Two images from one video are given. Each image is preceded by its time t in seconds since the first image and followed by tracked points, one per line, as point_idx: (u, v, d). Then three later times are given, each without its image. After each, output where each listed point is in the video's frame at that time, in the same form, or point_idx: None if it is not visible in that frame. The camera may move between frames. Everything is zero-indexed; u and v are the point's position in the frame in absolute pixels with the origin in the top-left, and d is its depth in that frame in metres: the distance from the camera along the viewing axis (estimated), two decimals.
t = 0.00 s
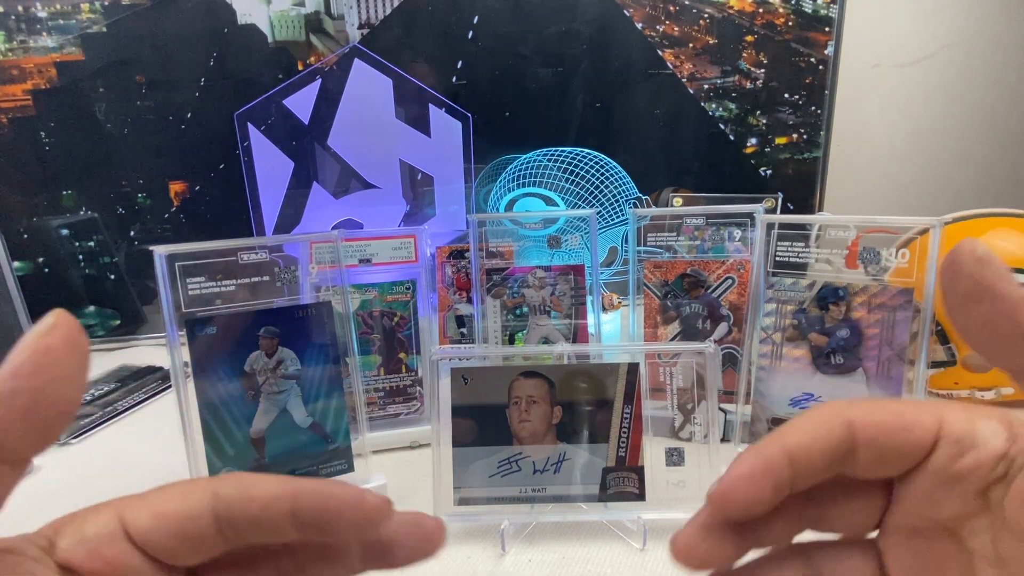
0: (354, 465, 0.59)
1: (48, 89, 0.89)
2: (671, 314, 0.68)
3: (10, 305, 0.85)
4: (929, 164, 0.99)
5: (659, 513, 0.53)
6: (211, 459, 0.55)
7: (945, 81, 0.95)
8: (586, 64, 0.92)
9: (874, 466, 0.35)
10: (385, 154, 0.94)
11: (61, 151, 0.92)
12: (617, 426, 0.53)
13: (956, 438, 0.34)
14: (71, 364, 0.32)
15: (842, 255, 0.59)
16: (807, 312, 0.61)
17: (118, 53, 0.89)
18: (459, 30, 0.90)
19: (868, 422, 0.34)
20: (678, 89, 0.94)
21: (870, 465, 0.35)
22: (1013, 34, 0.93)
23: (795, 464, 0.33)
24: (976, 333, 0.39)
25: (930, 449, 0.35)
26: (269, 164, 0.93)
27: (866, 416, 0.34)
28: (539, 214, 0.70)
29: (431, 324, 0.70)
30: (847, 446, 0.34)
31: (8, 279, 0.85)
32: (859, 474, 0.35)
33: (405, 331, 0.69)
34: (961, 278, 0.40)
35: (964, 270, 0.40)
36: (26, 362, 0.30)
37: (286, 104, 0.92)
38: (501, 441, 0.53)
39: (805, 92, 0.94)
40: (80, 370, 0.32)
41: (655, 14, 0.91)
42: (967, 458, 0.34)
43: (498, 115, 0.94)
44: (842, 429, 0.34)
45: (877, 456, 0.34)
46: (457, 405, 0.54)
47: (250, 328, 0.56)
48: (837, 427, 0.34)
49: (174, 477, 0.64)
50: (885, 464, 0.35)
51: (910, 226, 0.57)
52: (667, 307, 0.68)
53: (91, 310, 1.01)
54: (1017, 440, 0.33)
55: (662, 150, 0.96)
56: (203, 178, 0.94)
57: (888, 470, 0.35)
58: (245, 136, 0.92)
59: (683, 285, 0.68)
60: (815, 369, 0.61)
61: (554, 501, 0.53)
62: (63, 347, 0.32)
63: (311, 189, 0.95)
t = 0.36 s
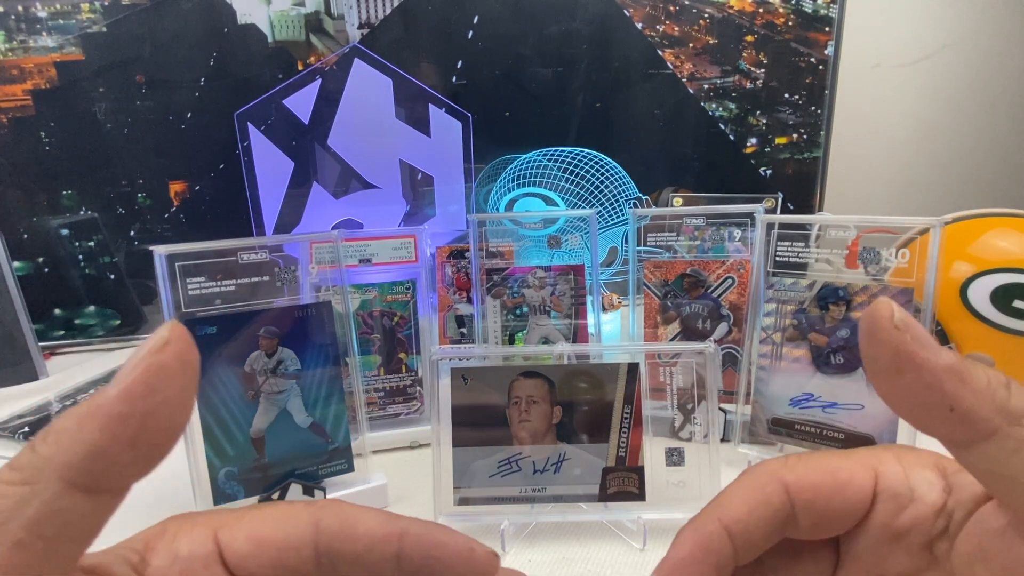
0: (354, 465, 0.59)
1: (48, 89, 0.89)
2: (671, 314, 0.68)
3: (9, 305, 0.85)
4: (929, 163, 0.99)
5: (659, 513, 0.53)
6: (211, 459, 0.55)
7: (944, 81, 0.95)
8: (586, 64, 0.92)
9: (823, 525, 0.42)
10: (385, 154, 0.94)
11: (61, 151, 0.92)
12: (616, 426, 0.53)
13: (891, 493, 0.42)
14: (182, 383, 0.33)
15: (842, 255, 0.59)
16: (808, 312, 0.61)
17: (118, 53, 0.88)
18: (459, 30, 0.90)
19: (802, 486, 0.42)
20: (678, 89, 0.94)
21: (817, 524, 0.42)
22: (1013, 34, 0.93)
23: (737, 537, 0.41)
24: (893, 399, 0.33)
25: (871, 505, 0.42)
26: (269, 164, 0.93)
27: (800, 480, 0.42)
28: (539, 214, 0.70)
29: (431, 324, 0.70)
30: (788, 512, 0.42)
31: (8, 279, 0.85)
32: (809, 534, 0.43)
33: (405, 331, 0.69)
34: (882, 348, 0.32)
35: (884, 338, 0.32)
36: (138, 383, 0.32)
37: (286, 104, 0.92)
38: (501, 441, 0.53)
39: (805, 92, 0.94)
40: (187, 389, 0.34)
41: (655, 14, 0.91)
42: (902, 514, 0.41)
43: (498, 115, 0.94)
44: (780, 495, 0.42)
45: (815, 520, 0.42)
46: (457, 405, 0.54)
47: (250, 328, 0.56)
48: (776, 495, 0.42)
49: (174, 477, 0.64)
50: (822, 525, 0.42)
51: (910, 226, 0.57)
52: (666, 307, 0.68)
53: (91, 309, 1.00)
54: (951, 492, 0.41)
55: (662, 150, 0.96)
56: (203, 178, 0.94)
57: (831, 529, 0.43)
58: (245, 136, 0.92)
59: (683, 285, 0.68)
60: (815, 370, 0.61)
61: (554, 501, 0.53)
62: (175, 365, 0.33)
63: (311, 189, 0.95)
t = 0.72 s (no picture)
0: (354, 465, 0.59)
1: (48, 89, 0.89)
2: (671, 314, 0.68)
3: (9, 306, 0.85)
4: (929, 163, 0.99)
5: (659, 513, 0.53)
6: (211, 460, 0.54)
7: (945, 81, 0.95)
8: (586, 63, 0.92)
9: (928, 421, 0.38)
10: (385, 154, 0.94)
11: (61, 151, 0.92)
12: (616, 426, 0.53)
13: (1008, 400, 0.37)
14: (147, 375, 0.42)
15: (842, 255, 0.59)
16: (808, 312, 0.61)
17: (118, 53, 0.89)
18: (459, 30, 0.90)
19: (932, 381, 0.37)
20: (678, 89, 0.94)
21: (923, 418, 0.38)
22: (1013, 34, 0.93)
23: (810, 414, 0.36)
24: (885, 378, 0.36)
25: (980, 412, 0.38)
26: (269, 164, 0.93)
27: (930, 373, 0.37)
28: (539, 214, 0.70)
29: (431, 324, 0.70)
30: (908, 397, 0.37)
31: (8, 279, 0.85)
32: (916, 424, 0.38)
33: (405, 331, 0.69)
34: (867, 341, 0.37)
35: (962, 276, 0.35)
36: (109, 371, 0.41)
37: (286, 104, 0.92)
38: (501, 442, 0.53)
39: (805, 92, 0.94)
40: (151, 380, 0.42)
41: (655, 14, 0.91)
42: (1017, 421, 0.37)
43: (498, 115, 0.94)
44: (904, 380, 0.36)
45: (932, 407, 0.37)
46: (457, 406, 0.54)
47: (250, 329, 0.56)
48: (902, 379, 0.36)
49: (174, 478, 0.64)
50: (934, 415, 0.38)
51: (910, 226, 0.57)
52: (667, 307, 0.68)
53: (91, 309, 1.00)
54: None
55: (662, 150, 0.96)
56: (203, 178, 0.94)
57: (938, 421, 0.38)
58: (245, 136, 0.92)
59: (683, 285, 0.68)
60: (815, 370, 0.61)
61: (553, 501, 0.53)
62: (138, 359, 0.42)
63: (311, 189, 0.95)
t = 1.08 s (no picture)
0: (354, 465, 0.59)
1: (48, 89, 0.89)
2: (671, 314, 0.68)
3: (9, 306, 0.85)
4: (929, 163, 0.99)
5: (658, 513, 0.53)
6: (212, 459, 0.55)
7: (945, 81, 0.95)
8: (586, 63, 0.92)
9: (965, 401, 0.40)
10: (385, 154, 0.94)
11: (61, 151, 0.92)
12: (616, 425, 0.53)
13: None
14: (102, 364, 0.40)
15: (842, 255, 0.59)
16: (808, 312, 0.61)
17: (118, 53, 0.89)
18: (459, 30, 0.90)
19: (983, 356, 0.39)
20: (678, 89, 0.94)
21: (964, 399, 0.40)
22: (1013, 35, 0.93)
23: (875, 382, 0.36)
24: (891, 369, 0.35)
25: None
26: (269, 164, 0.93)
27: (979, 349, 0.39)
28: (539, 214, 0.70)
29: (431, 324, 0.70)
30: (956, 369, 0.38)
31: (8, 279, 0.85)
32: (956, 405, 0.40)
33: (405, 331, 0.69)
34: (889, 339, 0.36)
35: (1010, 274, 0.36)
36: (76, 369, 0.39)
37: (286, 104, 0.92)
38: (501, 442, 0.53)
39: (805, 92, 0.94)
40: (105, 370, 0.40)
41: (655, 14, 0.91)
42: None
43: (498, 115, 0.94)
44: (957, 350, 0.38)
45: (978, 384, 0.39)
46: (457, 405, 0.54)
47: (249, 329, 0.56)
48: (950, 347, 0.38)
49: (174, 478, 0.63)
50: (982, 392, 0.39)
51: (910, 226, 0.57)
52: (667, 307, 0.68)
53: (91, 309, 1.01)
54: None
55: (663, 150, 0.96)
56: (203, 178, 0.94)
57: (982, 401, 0.40)
58: (245, 136, 0.92)
59: (683, 285, 0.68)
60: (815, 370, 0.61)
61: (553, 501, 0.53)
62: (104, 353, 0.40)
63: (311, 189, 0.95)
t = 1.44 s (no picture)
0: (354, 465, 0.59)
1: (47, 89, 0.89)
2: (671, 314, 0.68)
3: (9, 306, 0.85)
4: (929, 163, 0.99)
5: (658, 513, 0.53)
6: (212, 459, 0.55)
7: (944, 81, 0.95)
8: (585, 63, 0.92)
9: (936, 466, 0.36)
10: (385, 154, 0.94)
11: (61, 150, 0.92)
12: (616, 424, 0.53)
13: None
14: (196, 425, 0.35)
15: (842, 255, 0.59)
16: (808, 312, 0.61)
17: (117, 53, 0.89)
18: (459, 30, 0.90)
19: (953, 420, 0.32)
20: (678, 89, 0.94)
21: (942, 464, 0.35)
22: (1013, 34, 0.93)
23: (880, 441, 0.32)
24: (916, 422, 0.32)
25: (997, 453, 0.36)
26: (269, 164, 0.93)
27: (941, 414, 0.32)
28: (539, 214, 0.70)
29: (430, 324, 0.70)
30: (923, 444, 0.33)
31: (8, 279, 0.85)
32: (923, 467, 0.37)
33: (405, 331, 0.69)
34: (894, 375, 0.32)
35: (891, 363, 0.32)
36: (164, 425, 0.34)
37: (286, 104, 0.91)
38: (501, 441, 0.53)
39: (805, 92, 0.94)
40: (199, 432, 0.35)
41: (655, 14, 0.91)
42: None
43: (498, 115, 0.94)
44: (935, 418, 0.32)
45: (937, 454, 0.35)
46: (456, 405, 0.54)
47: (249, 329, 0.56)
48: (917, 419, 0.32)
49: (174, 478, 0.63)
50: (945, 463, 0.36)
51: (910, 225, 0.57)
52: (666, 307, 0.68)
53: (91, 309, 1.01)
54: None
55: (663, 150, 0.96)
56: (203, 178, 0.94)
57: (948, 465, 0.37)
58: (245, 136, 0.92)
59: (682, 285, 0.68)
60: (816, 370, 0.60)
61: (554, 500, 0.53)
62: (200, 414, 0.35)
63: (311, 189, 0.95)
